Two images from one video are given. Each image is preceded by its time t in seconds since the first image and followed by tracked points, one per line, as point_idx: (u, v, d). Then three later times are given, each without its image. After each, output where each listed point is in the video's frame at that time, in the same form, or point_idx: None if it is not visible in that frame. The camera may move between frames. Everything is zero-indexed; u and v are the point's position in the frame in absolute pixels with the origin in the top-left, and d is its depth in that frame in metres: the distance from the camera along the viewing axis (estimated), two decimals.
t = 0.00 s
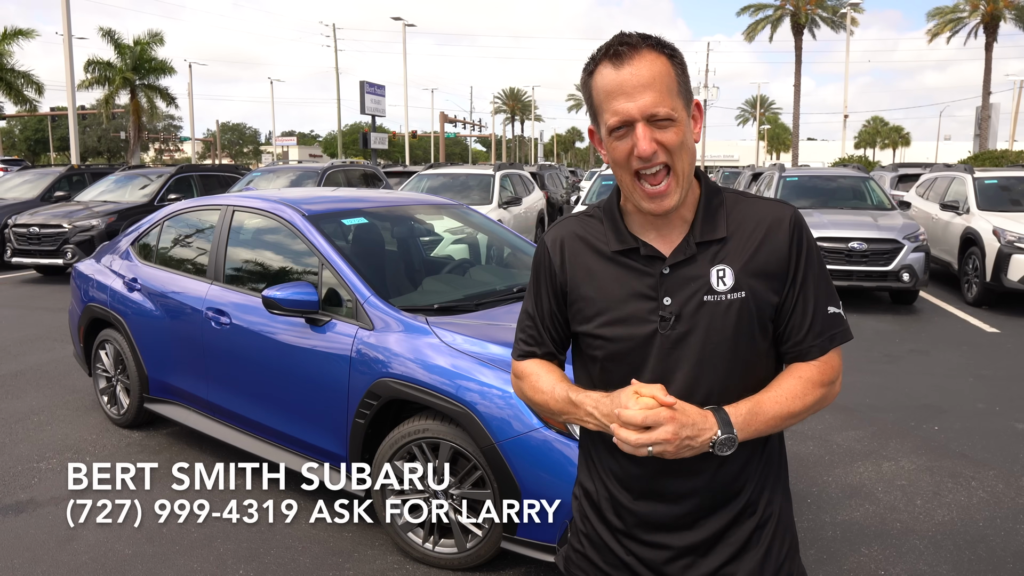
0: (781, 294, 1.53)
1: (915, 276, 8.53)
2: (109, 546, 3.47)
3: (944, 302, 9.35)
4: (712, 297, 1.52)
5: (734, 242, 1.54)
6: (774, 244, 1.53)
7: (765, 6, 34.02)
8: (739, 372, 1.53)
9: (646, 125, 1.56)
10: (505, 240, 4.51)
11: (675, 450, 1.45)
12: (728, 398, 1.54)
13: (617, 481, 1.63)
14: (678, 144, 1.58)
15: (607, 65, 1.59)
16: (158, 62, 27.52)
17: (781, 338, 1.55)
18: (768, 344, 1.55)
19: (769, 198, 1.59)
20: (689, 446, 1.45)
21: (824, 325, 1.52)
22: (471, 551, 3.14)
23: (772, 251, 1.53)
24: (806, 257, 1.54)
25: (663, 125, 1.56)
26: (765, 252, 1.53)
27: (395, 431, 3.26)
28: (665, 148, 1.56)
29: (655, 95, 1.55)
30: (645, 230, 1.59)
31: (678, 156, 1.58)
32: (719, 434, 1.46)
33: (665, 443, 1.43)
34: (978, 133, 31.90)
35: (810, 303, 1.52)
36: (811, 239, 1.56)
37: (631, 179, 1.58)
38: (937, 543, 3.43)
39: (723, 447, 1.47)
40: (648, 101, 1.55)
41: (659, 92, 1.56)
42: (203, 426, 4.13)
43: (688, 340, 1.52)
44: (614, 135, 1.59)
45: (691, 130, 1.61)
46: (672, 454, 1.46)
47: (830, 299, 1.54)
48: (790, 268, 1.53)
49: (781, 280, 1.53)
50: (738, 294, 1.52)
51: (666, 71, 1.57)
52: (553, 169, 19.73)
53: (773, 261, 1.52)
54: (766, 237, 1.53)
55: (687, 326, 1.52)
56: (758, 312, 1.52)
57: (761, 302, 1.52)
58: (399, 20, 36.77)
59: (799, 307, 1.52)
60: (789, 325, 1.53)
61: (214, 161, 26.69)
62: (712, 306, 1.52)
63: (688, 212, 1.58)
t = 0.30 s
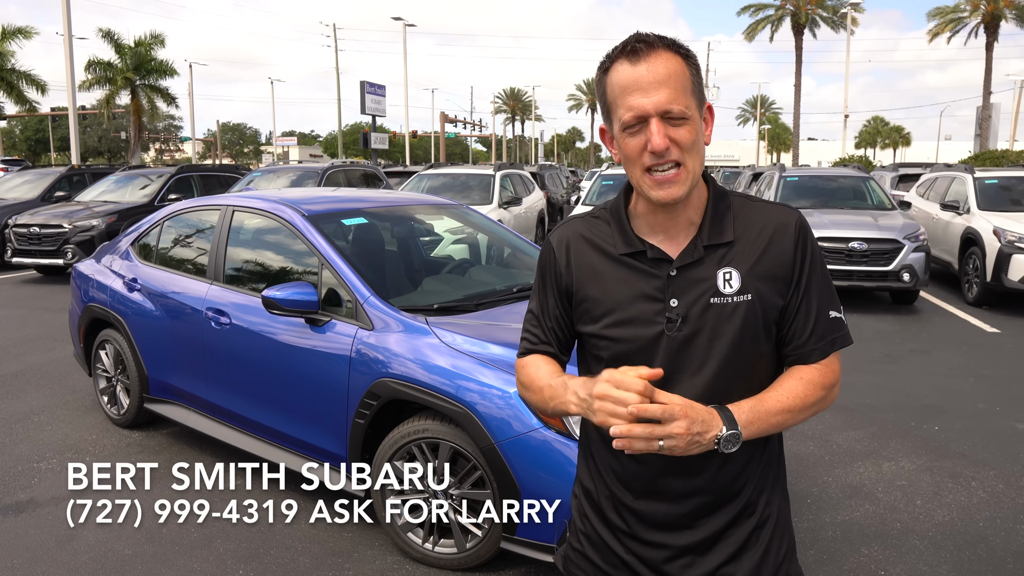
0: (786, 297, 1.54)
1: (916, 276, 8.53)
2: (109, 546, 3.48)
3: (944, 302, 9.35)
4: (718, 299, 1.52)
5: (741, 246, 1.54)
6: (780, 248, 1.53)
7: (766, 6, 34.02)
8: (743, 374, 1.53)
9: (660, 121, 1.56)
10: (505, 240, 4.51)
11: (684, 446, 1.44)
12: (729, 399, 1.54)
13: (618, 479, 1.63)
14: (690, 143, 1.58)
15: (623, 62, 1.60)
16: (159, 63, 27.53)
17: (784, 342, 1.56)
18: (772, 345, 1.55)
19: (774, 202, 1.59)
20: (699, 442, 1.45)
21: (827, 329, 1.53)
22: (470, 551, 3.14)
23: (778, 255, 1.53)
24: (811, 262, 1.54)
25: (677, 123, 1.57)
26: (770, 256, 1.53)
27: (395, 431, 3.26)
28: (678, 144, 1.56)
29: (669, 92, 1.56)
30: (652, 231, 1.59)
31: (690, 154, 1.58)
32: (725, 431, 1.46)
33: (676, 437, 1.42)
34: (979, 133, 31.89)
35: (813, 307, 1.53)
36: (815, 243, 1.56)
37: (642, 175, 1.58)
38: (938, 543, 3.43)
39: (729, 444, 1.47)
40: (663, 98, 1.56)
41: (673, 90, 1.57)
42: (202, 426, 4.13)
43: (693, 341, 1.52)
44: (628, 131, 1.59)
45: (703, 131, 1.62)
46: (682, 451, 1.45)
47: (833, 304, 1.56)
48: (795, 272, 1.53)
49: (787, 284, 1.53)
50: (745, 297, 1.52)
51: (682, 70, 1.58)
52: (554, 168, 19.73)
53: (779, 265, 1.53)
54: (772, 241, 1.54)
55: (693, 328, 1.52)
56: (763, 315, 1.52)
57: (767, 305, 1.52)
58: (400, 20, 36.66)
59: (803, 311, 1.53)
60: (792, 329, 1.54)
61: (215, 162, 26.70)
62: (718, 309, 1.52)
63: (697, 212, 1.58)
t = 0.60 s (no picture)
0: (790, 298, 1.54)
1: (916, 277, 8.52)
2: (109, 546, 3.48)
3: (945, 302, 9.34)
4: (722, 297, 1.52)
5: (745, 245, 1.54)
6: (785, 248, 1.54)
7: (767, 6, 34.01)
8: (748, 374, 1.54)
9: (667, 113, 1.56)
10: (506, 240, 4.50)
11: (702, 449, 1.45)
12: (735, 399, 1.54)
13: (622, 479, 1.63)
14: (698, 137, 1.58)
15: (632, 57, 1.61)
16: (159, 63, 27.54)
17: (788, 343, 1.57)
18: (777, 345, 1.55)
19: (780, 203, 1.60)
20: (715, 446, 1.46)
21: (832, 330, 1.55)
22: (470, 551, 3.14)
23: (782, 255, 1.53)
24: (815, 264, 1.55)
25: (684, 116, 1.57)
26: (775, 256, 1.53)
27: (395, 431, 3.26)
28: (686, 137, 1.56)
29: (677, 86, 1.56)
30: (658, 229, 1.59)
31: (697, 148, 1.58)
32: (741, 434, 1.47)
33: (693, 441, 1.43)
34: (980, 133, 31.87)
35: (818, 309, 1.54)
36: (819, 247, 1.57)
37: (648, 167, 1.57)
38: (938, 543, 3.43)
39: (745, 448, 1.49)
40: (670, 90, 1.56)
41: (681, 83, 1.57)
42: (202, 426, 4.14)
43: (697, 338, 1.51)
44: (635, 124, 1.59)
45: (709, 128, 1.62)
46: (700, 454, 1.46)
47: (836, 307, 1.57)
48: (800, 273, 1.54)
49: (791, 285, 1.54)
50: (749, 296, 1.52)
51: (689, 65, 1.59)
52: (554, 168, 19.73)
53: (784, 266, 1.53)
54: (777, 241, 1.54)
55: (697, 325, 1.51)
56: (767, 315, 1.52)
57: (771, 305, 1.52)
58: (399, 20, 36.56)
59: (807, 313, 1.54)
60: (796, 331, 1.55)
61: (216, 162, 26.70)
62: (722, 306, 1.51)
63: (702, 210, 1.59)
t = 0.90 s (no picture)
0: (792, 297, 1.54)
1: (918, 277, 8.50)
2: (110, 546, 3.48)
3: (945, 303, 9.34)
4: (724, 299, 1.52)
5: (747, 246, 1.54)
6: (787, 247, 1.54)
7: (768, 6, 33.97)
8: (750, 372, 1.54)
9: (676, 115, 1.56)
10: (507, 240, 4.50)
11: (696, 447, 1.45)
12: (737, 398, 1.54)
13: (623, 479, 1.62)
14: (704, 140, 1.57)
15: (642, 54, 1.59)
16: (160, 62, 27.53)
17: (789, 341, 1.57)
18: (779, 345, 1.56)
19: (780, 202, 1.59)
20: (712, 444, 1.46)
21: (834, 327, 1.55)
22: (471, 552, 3.13)
23: (784, 255, 1.53)
24: (816, 262, 1.55)
25: (692, 118, 1.57)
26: (777, 256, 1.53)
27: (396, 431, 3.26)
28: (692, 140, 1.55)
29: (687, 87, 1.56)
30: (657, 230, 1.58)
31: (702, 151, 1.57)
32: (741, 434, 1.47)
33: (687, 438, 1.44)
34: (980, 134, 31.86)
35: (819, 307, 1.54)
36: (819, 245, 1.57)
37: (652, 167, 1.57)
38: (939, 543, 3.43)
39: (746, 447, 1.49)
40: (679, 92, 1.56)
41: (691, 85, 1.56)
42: (203, 425, 4.14)
43: (700, 340, 1.52)
44: (642, 124, 1.58)
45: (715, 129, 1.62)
46: (694, 452, 1.46)
47: (837, 303, 1.57)
48: (801, 272, 1.54)
49: (793, 284, 1.54)
50: (751, 297, 1.52)
51: (700, 66, 1.58)
52: (556, 168, 19.74)
53: (786, 265, 1.53)
54: (779, 240, 1.54)
55: (700, 327, 1.51)
56: (769, 315, 1.53)
57: (772, 305, 1.53)
58: (400, 20, 37.17)
59: (808, 311, 1.54)
60: (798, 329, 1.55)
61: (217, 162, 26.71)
62: (725, 308, 1.52)
63: (703, 211, 1.58)
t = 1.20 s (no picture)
0: (794, 298, 1.54)
1: (919, 277, 8.50)
2: (111, 546, 3.48)
3: (946, 302, 9.34)
4: (728, 299, 1.52)
5: (750, 246, 1.54)
6: (790, 249, 1.54)
7: (769, 6, 33.94)
8: (752, 373, 1.54)
9: (678, 119, 1.55)
10: (508, 240, 4.50)
11: (690, 448, 1.45)
12: (740, 399, 1.54)
13: (625, 479, 1.62)
14: (707, 143, 1.57)
15: (644, 59, 1.58)
16: (160, 63, 27.54)
17: (791, 344, 1.57)
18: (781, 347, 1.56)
19: (783, 204, 1.59)
20: (707, 445, 1.46)
21: (836, 328, 1.55)
22: (471, 552, 3.13)
23: (788, 256, 1.53)
24: (819, 264, 1.55)
25: (695, 122, 1.56)
26: (780, 257, 1.53)
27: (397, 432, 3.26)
28: (696, 144, 1.55)
29: (689, 91, 1.55)
30: (661, 231, 1.58)
31: (705, 154, 1.57)
32: (736, 434, 1.47)
33: (682, 438, 1.43)
34: (981, 133, 31.85)
35: (820, 309, 1.54)
36: (822, 247, 1.57)
37: (655, 173, 1.56)
38: (939, 543, 3.43)
39: (741, 448, 1.48)
40: (681, 96, 1.55)
41: (693, 89, 1.55)
42: (203, 426, 4.14)
43: (702, 340, 1.52)
44: (644, 128, 1.57)
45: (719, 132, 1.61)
46: (690, 452, 1.46)
47: (840, 306, 1.57)
48: (804, 273, 1.54)
49: (795, 286, 1.54)
50: (754, 297, 1.52)
51: (702, 69, 1.57)
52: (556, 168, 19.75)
53: (789, 266, 1.53)
54: (782, 241, 1.54)
55: (702, 328, 1.52)
56: (772, 316, 1.53)
57: (776, 306, 1.53)
58: (399, 20, 36.88)
59: (811, 313, 1.54)
60: (800, 331, 1.55)
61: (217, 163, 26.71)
62: (728, 309, 1.51)
63: (708, 212, 1.58)
